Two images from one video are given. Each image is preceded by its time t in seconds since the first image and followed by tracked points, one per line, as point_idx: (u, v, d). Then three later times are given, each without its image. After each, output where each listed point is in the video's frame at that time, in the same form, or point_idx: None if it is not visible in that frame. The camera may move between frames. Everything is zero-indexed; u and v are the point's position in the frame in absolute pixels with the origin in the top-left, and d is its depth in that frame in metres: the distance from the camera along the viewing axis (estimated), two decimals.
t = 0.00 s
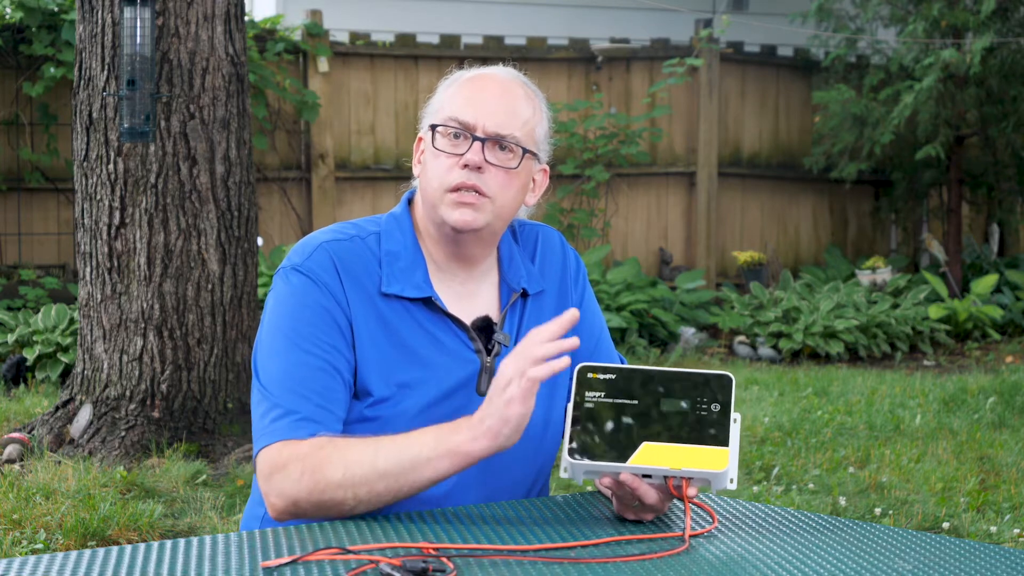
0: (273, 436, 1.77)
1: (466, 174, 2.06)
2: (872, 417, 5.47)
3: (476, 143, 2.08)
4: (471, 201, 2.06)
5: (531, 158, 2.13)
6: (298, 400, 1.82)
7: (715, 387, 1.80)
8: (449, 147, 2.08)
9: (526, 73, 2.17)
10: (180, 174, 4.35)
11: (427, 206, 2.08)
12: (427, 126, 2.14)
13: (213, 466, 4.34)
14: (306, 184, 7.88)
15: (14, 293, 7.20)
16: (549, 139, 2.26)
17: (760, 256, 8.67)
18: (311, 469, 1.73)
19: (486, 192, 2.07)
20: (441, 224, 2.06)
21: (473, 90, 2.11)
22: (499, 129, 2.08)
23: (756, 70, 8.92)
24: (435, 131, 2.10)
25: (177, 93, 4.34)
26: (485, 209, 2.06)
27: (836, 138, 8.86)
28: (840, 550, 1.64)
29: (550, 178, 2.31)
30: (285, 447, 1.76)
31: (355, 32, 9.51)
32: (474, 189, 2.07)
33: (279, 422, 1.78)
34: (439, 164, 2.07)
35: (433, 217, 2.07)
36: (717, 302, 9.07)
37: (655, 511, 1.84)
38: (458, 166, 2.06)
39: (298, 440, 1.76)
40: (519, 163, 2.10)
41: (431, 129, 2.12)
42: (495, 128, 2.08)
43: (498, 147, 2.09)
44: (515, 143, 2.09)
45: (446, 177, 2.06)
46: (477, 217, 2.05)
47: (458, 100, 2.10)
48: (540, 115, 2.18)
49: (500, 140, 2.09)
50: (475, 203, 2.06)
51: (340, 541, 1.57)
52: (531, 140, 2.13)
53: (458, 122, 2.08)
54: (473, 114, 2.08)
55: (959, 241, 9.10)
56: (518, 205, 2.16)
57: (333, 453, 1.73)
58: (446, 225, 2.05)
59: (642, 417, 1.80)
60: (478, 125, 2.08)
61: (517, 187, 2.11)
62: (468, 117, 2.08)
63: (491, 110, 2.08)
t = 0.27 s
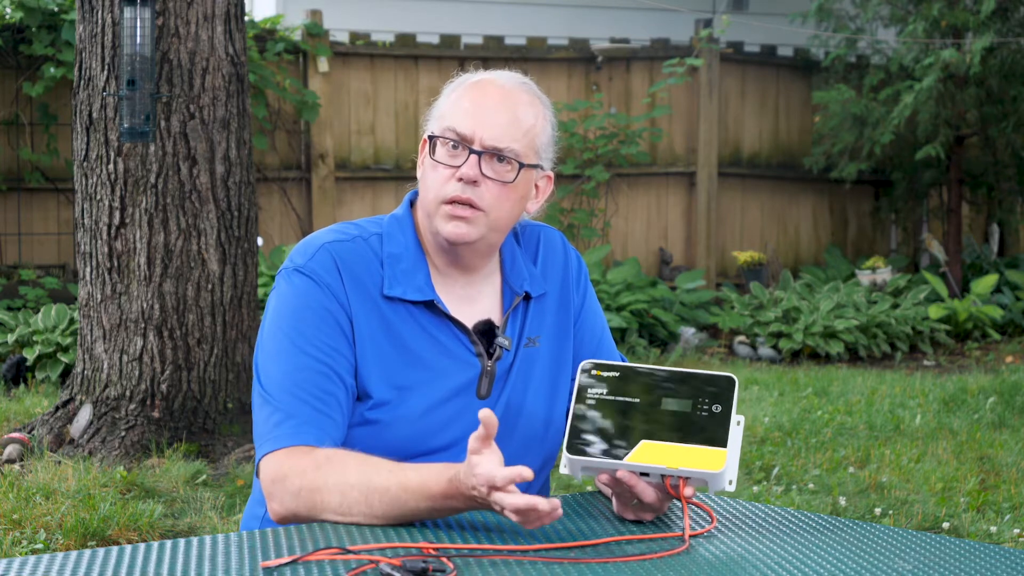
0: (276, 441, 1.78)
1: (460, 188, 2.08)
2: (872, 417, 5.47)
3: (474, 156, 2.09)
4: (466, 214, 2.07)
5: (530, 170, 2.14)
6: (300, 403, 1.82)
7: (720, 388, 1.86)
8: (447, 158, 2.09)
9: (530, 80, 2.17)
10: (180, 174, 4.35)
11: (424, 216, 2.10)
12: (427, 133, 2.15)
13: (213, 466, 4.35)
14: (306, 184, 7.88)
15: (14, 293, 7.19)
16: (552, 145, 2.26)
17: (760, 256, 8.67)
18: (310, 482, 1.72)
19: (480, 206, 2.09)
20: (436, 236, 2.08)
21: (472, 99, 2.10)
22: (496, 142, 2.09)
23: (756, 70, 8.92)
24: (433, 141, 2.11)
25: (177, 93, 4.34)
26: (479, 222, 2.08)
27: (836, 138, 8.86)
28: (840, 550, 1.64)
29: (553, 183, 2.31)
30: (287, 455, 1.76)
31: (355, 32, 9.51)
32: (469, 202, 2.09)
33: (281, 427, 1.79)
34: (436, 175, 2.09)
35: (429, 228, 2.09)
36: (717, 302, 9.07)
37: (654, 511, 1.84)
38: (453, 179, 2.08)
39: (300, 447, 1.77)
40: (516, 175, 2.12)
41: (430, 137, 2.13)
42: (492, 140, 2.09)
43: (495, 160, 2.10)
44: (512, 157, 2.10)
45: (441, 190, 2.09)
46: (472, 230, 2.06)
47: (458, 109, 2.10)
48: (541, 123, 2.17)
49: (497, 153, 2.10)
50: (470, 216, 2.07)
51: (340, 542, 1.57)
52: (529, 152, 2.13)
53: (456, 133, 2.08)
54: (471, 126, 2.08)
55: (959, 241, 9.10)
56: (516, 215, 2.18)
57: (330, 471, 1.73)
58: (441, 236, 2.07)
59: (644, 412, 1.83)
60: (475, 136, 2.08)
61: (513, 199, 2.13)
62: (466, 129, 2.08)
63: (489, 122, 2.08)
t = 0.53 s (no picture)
0: (276, 442, 1.78)
1: (461, 191, 2.08)
2: (872, 417, 5.47)
3: (474, 159, 2.09)
4: (467, 217, 2.07)
5: (531, 172, 2.14)
6: (300, 403, 1.83)
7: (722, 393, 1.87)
8: (448, 161, 2.09)
9: (530, 81, 2.16)
10: (180, 174, 4.35)
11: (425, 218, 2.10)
12: (428, 134, 2.15)
13: (213, 466, 4.35)
14: (306, 184, 7.88)
15: (14, 293, 7.19)
16: (553, 145, 2.26)
17: (760, 256, 8.67)
18: (312, 484, 1.72)
19: (481, 208, 2.09)
20: (437, 238, 2.09)
21: (473, 101, 2.10)
22: (497, 145, 2.09)
23: (756, 70, 8.92)
24: (434, 142, 2.10)
25: (177, 93, 4.34)
26: (479, 226, 2.08)
27: (836, 138, 8.86)
28: (841, 550, 1.64)
29: (554, 184, 2.31)
30: (287, 456, 1.76)
31: (355, 32, 9.51)
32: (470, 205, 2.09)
33: (281, 428, 1.79)
34: (437, 178, 2.09)
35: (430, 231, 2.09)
36: (717, 302, 9.07)
37: (652, 512, 1.84)
38: (454, 182, 2.08)
39: (300, 449, 1.77)
40: (518, 178, 2.12)
41: (431, 138, 2.13)
42: (493, 143, 2.09)
43: (497, 162, 2.10)
44: (513, 160, 2.11)
45: (442, 193, 2.09)
46: (473, 233, 2.07)
47: (458, 111, 2.10)
48: (542, 125, 2.17)
49: (498, 156, 2.10)
50: (471, 220, 2.08)
51: (340, 542, 1.57)
52: (530, 154, 2.13)
53: (457, 135, 2.08)
54: (472, 128, 2.08)
55: (959, 241, 9.10)
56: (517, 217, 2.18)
57: (339, 470, 1.73)
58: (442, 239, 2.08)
59: (646, 415, 1.84)
60: (476, 139, 2.08)
61: (514, 202, 2.13)
62: (467, 132, 2.07)
63: (490, 125, 2.08)
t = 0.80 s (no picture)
0: (275, 445, 1.78)
1: (468, 190, 2.08)
2: (872, 417, 5.47)
3: (480, 158, 2.09)
4: (473, 216, 2.07)
5: (535, 170, 2.14)
6: (300, 405, 1.83)
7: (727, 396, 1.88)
8: (452, 160, 2.09)
9: (530, 79, 2.17)
10: (180, 174, 4.35)
11: (430, 218, 2.10)
12: (430, 134, 2.15)
13: (213, 466, 4.35)
14: (306, 184, 7.88)
15: (14, 293, 7.19)
16: (553, 144, 2.26)
17: (760, 256, 8.67)
18: (308, 487, 1.73)
19: (487, 207, 2.09)
20: (442, 238, 2.08)
21: (476, 100, 2.10)
22: (503, 143, 2.09)
23: (756, 70, 8.92)
24: (438, 142, 2.10)
25: (177, 93, 4.34)
26: (485, 225, 2.08)
27: (836, 138, 8.86)
28: (841, 550, 1.64)
29: (553, 183, 2.31)
30: (285, 458, 1.77)
31: (354, 32, 9.51)
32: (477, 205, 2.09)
33: (280, 430, 1.79)
34: (442, 177, 2.09)
35: (434, 230, 2.09)
36: (717, 302, 9.07)
37: (652, 512, 1.83)
38: (460, 181, 2.08)
39: (300, 451, 1.77)
40: (523, 176, 2.11)
41: (434, 138, 2.12)
42: (498, 142, 2.08)
43: (502, 161, 2.10)
44: (519, 158, 2.10)
45: (449, 192, 2.08)
46: (479, 233, 2.06)
47: (461, 110, 2.09)
48: (544, 124, 2.17)
49: (504, 154, 2.10)
50: (477, 219, 2.07)
51: (340, 542, 1.57)
52: (535, 153, 2.13)
53: (462, 134, 2.08)
54: (477, 127, 2.08)
55: (959, 241, 9.10)
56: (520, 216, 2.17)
57: (334, 471, 1.73)
58: (446, 239, 2.07)
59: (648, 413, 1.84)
60: (481, 138, 2.08)
61: (520, 201, 2.13)
62: (472, 131, 2.07)
63: (495, 124, 2.08)
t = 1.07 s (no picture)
0: (275, 445, 1.78)
1: (469, 185, 2.06)
2: (872, 417, 5.47)
3: (481, 153, 2.07)
4: (474, 212, 2.06)
5: (535, 167, 2.12)
6: (301, 406, 1.83)
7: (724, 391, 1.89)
8: (453, 156, 2.08)
9: (530, 79, 2.17)
10: (180, 174, 4.35)
11: (432, 215, 2.08)
12: (431, 131, 2.14)
13: (213, 466, 4.35)
14: (306, 184, 7.88)
15: (14, 293, 7.19)
16: (552, 144, 2.26)
17: (760, 256, 8.67)
18: (301, 489, 1.73)
19: (489, 203, 2.07)
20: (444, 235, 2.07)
21: (476, 97, 2.10)
22: (504, 139, 2.07)
23: (756, 71, 8.92)
24: (439, 139, 2.09)
25: (177, 93, 4.34)
26: (486, 221, 2.06)
27: (836, 138, 8.86)
28: (840, 549, 1.64)
29: (553, 182, 2.30)
30: (285, 459, 1.76)
31: (355, 32, 9.51)
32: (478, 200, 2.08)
33: (281, 431, 1.79)
34: (443, 173, 2.08)
35: (437, 228, 2.07)
36: (717, 303, 9.07)
37: (651, 512, 1.83)
38: (462, 176, 2.06)
39: (301, 452, 1.77)
40: (523, 172, 2.09)
41: (435, 135, 2.12)
42: (499, 137, 2.07)
43: (503, 157, 2.08)
44: (520, 153, 2.08)
45: (450, 188, 2.07)
46: (480, 229, 2.05)
47: (461, 108, 2.09)
48: (543, 122, 2.17)
49: (504, 149, 2.08)
50: (478, 215, 2.06)
51: (340, 542, 1.57)
52: (536, 149, 2.12)
53: (462, 130, 2.07)
54: (478, 123, 2.07)
55: (959, 241, 9.10)
56: (522, 213, 2.16)
57: (322, 472, 1.73)
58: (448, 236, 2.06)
59: (649, 408, 1.86)
60: (482, 134, 2.07)
61: (521, 197, 2.12)
62: (473, 127, 2.07)
63: (495, 120, 2.07)
